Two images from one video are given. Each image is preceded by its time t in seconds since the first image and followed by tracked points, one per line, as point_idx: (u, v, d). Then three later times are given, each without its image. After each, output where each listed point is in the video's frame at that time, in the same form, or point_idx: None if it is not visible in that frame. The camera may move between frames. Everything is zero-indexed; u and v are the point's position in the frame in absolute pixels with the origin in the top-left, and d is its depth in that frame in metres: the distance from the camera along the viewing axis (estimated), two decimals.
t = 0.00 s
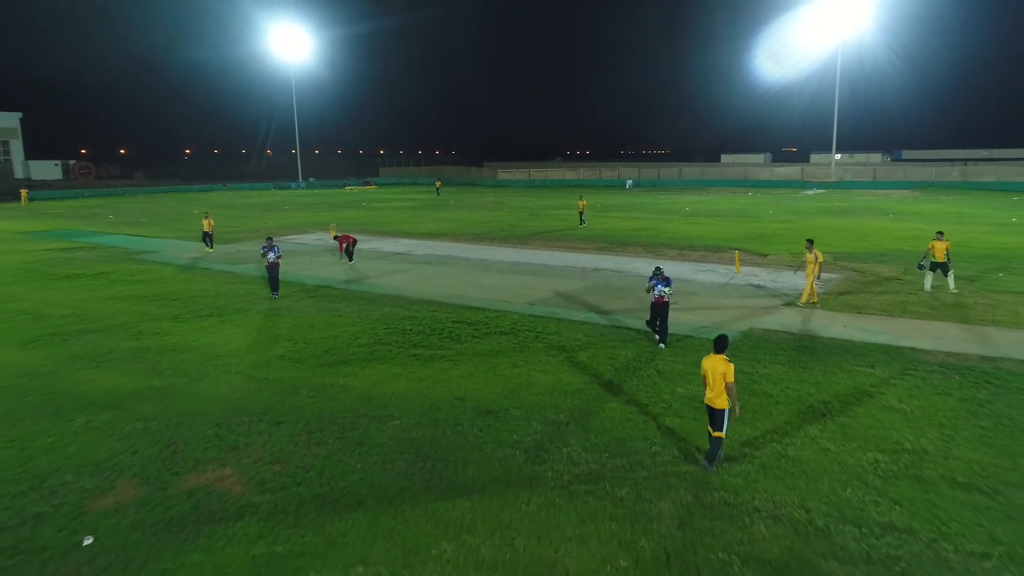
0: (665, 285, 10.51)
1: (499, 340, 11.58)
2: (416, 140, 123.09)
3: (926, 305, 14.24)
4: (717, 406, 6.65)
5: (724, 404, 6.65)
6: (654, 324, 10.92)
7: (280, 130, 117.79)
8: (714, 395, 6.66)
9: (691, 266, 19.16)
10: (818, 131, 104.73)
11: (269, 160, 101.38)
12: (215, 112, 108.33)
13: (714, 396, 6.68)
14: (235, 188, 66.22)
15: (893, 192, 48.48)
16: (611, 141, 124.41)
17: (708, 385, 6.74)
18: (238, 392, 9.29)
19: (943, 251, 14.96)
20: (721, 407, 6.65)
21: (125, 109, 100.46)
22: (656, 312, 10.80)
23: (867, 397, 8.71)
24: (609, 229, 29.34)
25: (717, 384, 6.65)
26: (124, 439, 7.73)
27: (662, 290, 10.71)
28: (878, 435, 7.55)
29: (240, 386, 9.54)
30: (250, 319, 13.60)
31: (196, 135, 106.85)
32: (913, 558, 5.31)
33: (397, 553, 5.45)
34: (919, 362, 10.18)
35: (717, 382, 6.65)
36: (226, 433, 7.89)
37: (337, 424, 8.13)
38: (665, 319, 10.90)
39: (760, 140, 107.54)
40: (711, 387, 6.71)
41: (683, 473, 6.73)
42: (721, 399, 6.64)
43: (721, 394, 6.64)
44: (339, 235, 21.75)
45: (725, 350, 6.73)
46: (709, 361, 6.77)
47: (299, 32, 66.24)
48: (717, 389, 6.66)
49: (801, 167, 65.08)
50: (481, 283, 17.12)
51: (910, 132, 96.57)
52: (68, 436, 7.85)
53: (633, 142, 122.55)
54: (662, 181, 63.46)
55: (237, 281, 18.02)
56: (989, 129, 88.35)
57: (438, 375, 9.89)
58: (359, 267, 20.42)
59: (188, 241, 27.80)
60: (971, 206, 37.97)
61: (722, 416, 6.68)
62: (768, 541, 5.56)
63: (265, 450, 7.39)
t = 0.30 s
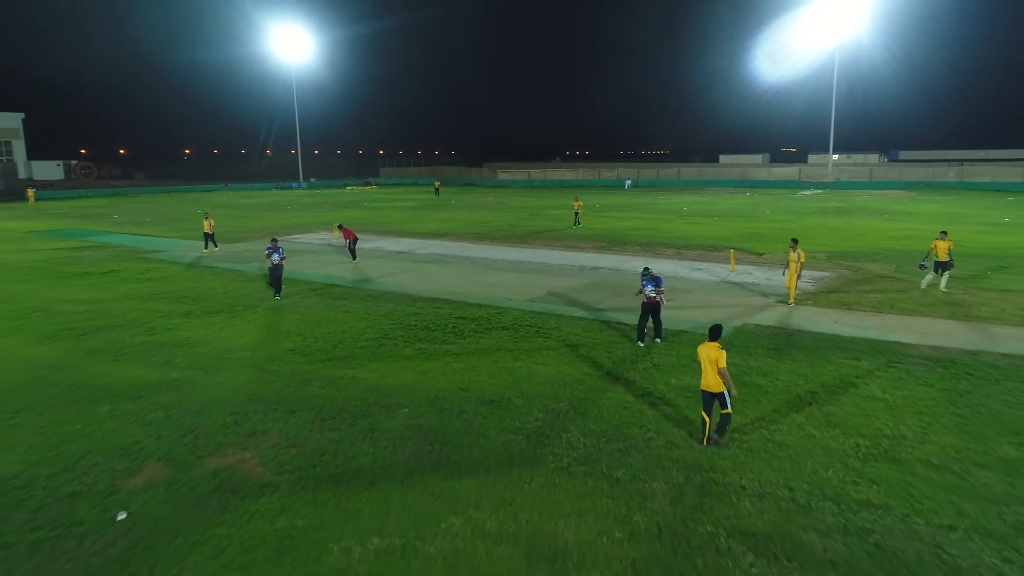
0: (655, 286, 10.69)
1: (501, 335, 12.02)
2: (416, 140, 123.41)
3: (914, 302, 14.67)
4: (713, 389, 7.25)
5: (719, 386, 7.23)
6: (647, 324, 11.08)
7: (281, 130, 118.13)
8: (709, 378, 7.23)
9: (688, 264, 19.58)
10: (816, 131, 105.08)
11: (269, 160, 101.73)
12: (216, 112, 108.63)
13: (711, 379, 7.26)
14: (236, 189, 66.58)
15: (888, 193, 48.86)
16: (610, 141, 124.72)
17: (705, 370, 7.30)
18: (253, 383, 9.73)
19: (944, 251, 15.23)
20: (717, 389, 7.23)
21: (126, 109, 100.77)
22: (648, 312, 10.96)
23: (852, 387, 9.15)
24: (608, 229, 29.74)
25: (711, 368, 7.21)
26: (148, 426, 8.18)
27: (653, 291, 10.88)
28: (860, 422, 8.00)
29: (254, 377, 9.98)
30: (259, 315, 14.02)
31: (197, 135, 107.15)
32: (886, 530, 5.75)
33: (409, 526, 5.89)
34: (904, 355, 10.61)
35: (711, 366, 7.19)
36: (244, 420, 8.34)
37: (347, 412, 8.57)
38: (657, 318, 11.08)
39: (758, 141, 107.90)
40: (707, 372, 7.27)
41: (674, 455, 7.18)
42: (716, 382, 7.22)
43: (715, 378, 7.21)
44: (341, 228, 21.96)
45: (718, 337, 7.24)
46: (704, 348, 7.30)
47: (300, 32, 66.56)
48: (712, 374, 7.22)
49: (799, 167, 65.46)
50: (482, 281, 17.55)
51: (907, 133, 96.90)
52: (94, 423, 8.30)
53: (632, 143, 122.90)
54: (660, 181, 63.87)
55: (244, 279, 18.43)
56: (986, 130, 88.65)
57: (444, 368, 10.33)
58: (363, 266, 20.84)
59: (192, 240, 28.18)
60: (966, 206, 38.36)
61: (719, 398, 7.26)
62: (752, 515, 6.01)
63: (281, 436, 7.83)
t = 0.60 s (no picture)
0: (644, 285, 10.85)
1: (503, 330, 12.52)
2: (417, 140, 123.92)
3: (904, 299, 15.13)
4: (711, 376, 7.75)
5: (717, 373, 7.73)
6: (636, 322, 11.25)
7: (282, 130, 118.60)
8: (709, 366, 7.73)
9: (685, 263, 20.08)
10: (815, 132, 105.43)
11: (271, 161, 102.16)
12: (217, 112, 109.13)
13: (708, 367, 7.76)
14: (239, 189, 67.08)
15: (885, 193, 49.27)
16: (610, 142, 125.07)
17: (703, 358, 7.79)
18: (268, 374, 10.25)
19: (944, 251, 15.53)
20: (714, 376, 7.74)
21: (129, 110, 101.28)
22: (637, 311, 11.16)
23: (838, 379, 9.63)
24: (608, 229, 30.23)
25: (709, 357, 7.72)
26: (172, 413, 8.68)
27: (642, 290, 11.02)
28: (845, 410, 8.48)
29: (269, 369, 10.49)
30: (270, 311, 14.53)
31: (199, 136, 107.64)
32: (861, 504, 6.24)
33: (422, 501, 6.38)
34: (889, 348, 11.09)
35: (710, 354, 7.70)
36: (262, 408, 8.84)
37: (360, 401, 9.06)
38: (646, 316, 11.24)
39: (757, 142, 108.30)
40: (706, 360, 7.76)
41: (668, 439, 7.68)
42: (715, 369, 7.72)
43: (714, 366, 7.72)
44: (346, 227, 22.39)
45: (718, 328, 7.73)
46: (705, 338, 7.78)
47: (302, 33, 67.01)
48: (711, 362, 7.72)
49: (797, 167, 65.94)
50: (485, 279, 18.03)
51: (905, 134, 97.23)
52: (122, 410, 8.80)
53: (631, 144, 123.27)
54: (660, 182, 64.35)
55: (253, 277, 18.91)
56: (984, 131, 88.89)
57: (449, 360, 10.84)
58: (367, 265, 21.32)
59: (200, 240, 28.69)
60: (961, 207, 38.78)
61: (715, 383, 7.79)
62: (738, 491, 6.50)
63: (298, 422, 8.33)
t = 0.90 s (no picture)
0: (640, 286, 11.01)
1: (506, 325, 13.04)
2: (417, 141, 124.41)
3: (893, 297, 15.65)
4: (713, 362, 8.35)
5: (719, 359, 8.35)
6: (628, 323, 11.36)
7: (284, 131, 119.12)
8: (710, 352, 8.32)
9: (683, 262, 20.60)
10: (813, 133, 105.81)
11: (272, 162, 102.63)
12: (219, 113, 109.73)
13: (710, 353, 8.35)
14: (242, 189, 67.55)
15: (882, 194, 49.71)
16: (609, 143, 125.50)
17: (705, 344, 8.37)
18: (284, 366, 10.77)
19: (944, 251, 16.00)
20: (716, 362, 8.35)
21: (131, 111, 101.84)
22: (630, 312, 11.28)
23: (825, 370, 10.14)
24: (608, 229, 30.73)
25: (713, 343, 8.31)
26: (196, 401, 9.21)
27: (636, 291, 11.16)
28: (830, 398, 8.99)
29: (285, 361, 11.00)
30: (281, 308, 15.06)
31: (200, 137, 108.14)
32: (839, 481, 6.75)
33: (434, 479, 6.88)
34: (875, 342, 11.61)
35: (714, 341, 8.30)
36: (281, 397, 9.36)
37: (372, 390, 9.58)
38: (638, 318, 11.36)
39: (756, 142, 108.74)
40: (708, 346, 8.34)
41: (663, 425, 8.19)
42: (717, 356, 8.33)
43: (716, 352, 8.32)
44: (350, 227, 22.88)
45: (719, 317, 8.32)
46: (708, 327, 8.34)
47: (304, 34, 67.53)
48: (712, 349, 8.32)
49: (795, 168, 66.40)
50: (488, 278, 18.55)
51: (903, 134, 97.62)
52: (148, 399, 9.32)
53: (631, 145, 123.65)
54: (659, 182, 64.83)
55: (261, 275, 19.42)
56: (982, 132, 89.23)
57: (456, 353, 11.34)
58: (372, 264, 21.83)
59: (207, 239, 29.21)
60: (956, 207, 39.24)
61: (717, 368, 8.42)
62: (727, 470, 7.00)
63: (315, 410, 8.85)
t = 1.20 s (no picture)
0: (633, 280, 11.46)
1: (509, 318, 13.53)
2: (418, 142, 124.93)
3: (883, 291, 16.14)
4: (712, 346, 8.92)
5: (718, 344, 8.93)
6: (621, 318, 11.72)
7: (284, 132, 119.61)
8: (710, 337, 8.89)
9: (680, 259, 21.09)
10: (812, 133, 106.29)
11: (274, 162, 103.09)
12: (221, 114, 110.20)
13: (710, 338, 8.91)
14: (244, 189, 68.02)
15: (878, 194, 50.20)
16: (609, 143, 126.00)
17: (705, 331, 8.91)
18: (297, 355, 11.27)
19: (944, 247, 16.43)
20: (714, 346, 8.90)
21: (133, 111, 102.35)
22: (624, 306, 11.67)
23: (813, 358, 10.65)
24: (607, 227, 31.24)
25: (713, 329, 8.87)
26: (216, 387, 9.71)
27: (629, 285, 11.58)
28: (818, 384, 9.49)
29: (298, 351, 11.50)
30: (291, 302, 15.55)
31: (202, 137, 108.61)
32: (821, 456, 7.27)
33: (444, 454, 7.38)
34: (863, 333, 12.11)
35: (714, 327, 8.85)
36: (296, 383, 9.86)
37: (383, 377, 10.08)
38: (632, 312, 11.73)
39: (755, 143, 109.25)
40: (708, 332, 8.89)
41: (659, 407, 8.70)
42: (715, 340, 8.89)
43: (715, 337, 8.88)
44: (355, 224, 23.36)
45: (718, 305, 8.86)
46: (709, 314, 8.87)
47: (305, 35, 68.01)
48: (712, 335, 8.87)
49: (793, 168, 66.99)
50: (490, 274, 19.03)
51: (901, 134, 98.11)
52: (171, 385, 9.81)
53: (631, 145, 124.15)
54: (658, 182, 65.34)
55: (269, 272, 19.91)
56: (979, 132, 89.67)
57: (461, 343, 11.84)
58: (377, 261, 22.32)
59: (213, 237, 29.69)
60: (951, 207, 39.75)
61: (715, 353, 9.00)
62: (718, 447, 7.50)
63: (330, 394, 9.35)
